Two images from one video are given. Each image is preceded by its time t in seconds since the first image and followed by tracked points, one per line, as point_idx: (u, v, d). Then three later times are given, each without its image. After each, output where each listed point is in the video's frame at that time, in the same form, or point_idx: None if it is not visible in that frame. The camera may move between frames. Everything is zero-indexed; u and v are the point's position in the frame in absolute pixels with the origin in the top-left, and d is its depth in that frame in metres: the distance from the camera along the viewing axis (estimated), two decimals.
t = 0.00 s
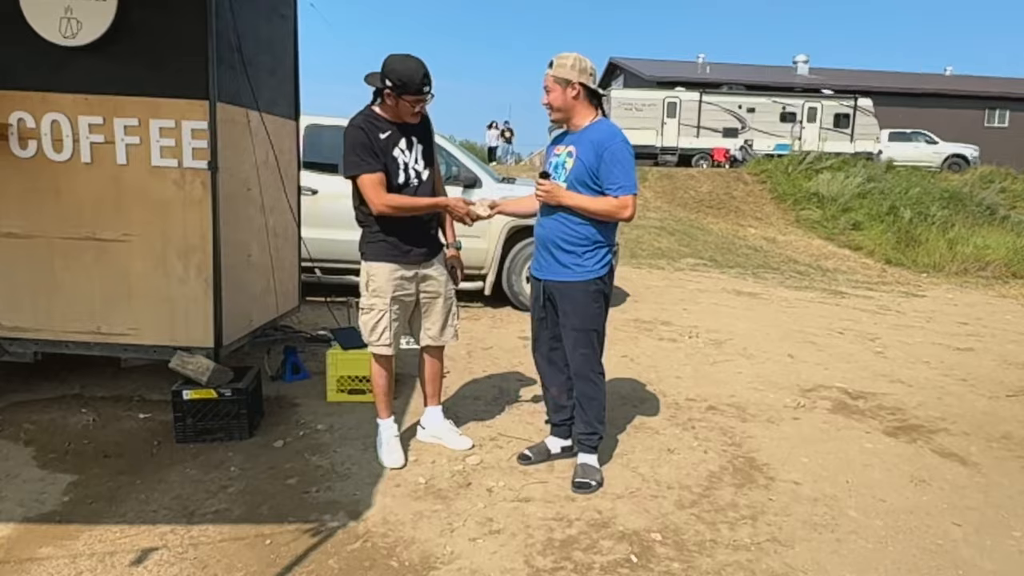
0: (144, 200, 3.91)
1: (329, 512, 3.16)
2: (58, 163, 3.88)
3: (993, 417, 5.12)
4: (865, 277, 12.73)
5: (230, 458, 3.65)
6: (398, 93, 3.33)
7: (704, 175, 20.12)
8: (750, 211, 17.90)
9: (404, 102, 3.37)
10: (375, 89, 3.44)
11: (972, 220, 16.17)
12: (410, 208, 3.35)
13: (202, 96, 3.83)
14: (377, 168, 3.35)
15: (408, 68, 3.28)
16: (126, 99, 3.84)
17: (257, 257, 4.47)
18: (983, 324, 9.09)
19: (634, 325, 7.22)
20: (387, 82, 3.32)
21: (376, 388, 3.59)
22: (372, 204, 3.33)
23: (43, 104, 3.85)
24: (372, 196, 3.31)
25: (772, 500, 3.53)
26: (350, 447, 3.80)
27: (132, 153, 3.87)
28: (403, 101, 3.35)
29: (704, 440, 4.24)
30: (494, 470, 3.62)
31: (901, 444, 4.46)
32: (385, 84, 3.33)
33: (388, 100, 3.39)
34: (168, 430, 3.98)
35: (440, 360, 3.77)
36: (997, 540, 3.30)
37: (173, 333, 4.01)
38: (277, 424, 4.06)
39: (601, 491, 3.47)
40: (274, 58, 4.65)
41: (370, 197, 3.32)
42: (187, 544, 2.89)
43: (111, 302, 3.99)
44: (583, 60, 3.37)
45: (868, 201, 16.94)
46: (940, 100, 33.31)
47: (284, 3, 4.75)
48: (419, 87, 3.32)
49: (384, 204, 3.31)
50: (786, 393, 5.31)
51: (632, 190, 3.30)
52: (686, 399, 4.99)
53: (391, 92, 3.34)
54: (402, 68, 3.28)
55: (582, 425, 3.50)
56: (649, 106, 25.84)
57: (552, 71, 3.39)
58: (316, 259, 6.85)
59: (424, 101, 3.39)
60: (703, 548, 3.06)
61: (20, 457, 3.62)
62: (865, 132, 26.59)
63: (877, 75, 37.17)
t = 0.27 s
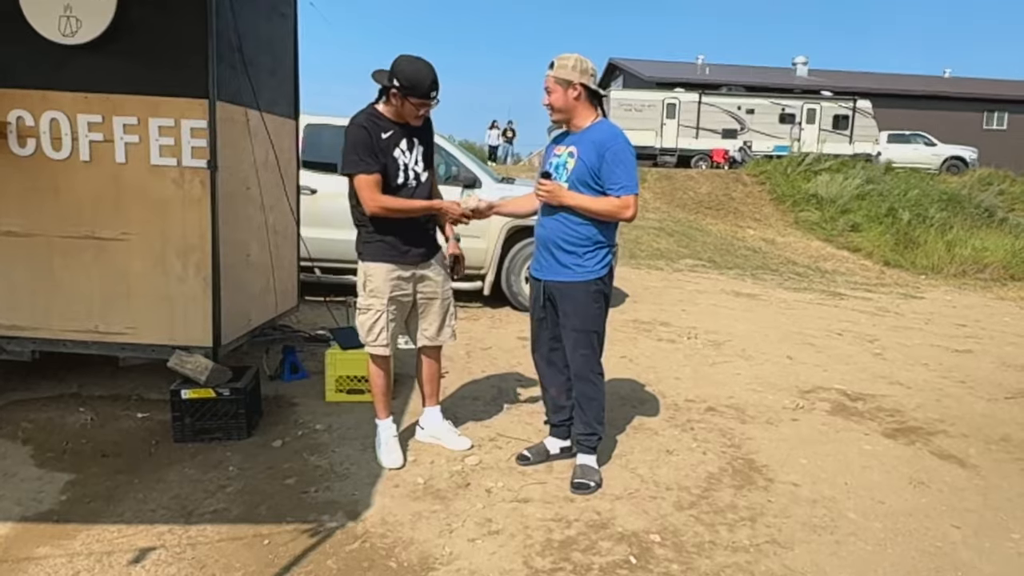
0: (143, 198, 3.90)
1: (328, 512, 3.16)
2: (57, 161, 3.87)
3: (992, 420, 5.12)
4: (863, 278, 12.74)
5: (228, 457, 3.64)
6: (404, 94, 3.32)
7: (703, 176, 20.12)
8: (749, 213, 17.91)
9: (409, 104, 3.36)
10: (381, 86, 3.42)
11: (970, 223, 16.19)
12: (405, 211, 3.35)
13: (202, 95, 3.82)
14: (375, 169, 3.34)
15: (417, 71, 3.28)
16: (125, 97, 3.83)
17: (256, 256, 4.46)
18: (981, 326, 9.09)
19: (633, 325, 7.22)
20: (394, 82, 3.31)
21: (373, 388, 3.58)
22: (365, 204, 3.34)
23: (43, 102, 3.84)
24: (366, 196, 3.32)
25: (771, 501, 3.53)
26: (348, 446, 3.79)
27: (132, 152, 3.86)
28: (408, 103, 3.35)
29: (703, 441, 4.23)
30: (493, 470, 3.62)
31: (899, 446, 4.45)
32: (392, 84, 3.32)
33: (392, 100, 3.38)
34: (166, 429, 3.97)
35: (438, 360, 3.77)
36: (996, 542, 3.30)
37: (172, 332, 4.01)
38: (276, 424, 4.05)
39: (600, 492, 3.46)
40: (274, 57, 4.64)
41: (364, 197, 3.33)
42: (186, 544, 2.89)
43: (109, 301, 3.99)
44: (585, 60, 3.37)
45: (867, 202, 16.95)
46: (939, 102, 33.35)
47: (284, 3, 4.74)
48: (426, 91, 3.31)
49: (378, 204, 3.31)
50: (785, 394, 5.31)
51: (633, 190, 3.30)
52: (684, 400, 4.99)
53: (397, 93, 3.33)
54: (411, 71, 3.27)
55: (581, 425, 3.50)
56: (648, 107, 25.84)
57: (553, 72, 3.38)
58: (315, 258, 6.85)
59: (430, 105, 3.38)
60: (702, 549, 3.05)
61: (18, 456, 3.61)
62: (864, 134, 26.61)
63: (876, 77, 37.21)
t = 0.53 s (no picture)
0: (141, 201, 3.89)
1: (327, 515, 3.15)
2: (56, 163, 3.87)
3: (988, 423, 5.14)
4: (860, 282, 12.76)
5: (226, 460, 3.64)
6: (407, 100, 3.33)
7: (700, 180, 20.16)
8: (746, 216, 17.94)
9: (411, 111, 3.37)
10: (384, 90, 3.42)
11: (966, 226, 16.24)
12: (395, 222, 3.34)
13: (201, 98, 3.82)
14: (370, 175, 3.33)
15: (422, 78, 3.29)
16: (124, 100, 3.83)
17: (254, 259, 4.46)
18: (977, 329, 9.12)
19: (631, 328, 7.22)
20: (398, 88, 3.31)
21: (372, 391, 3.58)
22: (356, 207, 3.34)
23: (41, 105, 3.83)
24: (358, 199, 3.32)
25: (769, 505, 3.54)
26: (347, 450, 3.79)
27: (130, 154, 3.86)
28: (411, 109, 3.36)
29: (701, 445, 4.24)
30: (491, 473, 3.62)
31: (896, 449, 4.47)
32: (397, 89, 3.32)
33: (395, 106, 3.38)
34: (164, 432, 3.97)
35: (434, 363, 3.77)
36: (992, 545, 3.31)
37: (170, 335, 4.00)
38: (274, 427, 4.05)
39: (599, 496, 3.47)
40: (274, 60, 4.64)
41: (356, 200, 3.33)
42: (184, 548, 2.88)
43: (107, 304, 3.98)
44: (584, 64, 3.38)
45: (863, 206, 17.00)
46: (934, 106, 33.46)
47: (283, 6, 4.75)
48: (430, 99, 3.33)
49: (369, 211, 3.30)
50: (782, 397, 5.32)
51: (632, 195, 3.31)
52: (682, 403, 5.00)
53: (400, 99, 3.34)
54: (417, 78, 3.28)
55: (580, 428, 3.50)
56: (645, 110, 25.89)
57: (554, 75, 3.39)
58: (314, 261, 6.84)
59: (432, 113, 3.39)
60: (700, 553, 3.06)
61: (15, 459, 3.60)
62: (860, 138, 26.68)
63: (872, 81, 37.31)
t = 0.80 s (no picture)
0: (138, 209, 3.89)
1: (325, 524, 3.15)
2: (52, 172, 3.86)
3: (983, 427, 5.16)
4: (853, 286, 12.81)
5: (223, 469, 3.63)
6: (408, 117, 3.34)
7: (694, 185, 20.22)
8: (740, 221, 17.99)
9: (412, 127, 3.39)
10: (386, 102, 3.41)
11: (958, 231, 16.32)
12: (382, 236, 3.34)
13: (197, 106, 3.82)
14: (364, 187, 3.32)
15: (426, 97, 3.30)
16: (120, 108, 3.83)
17: (250, 267, 4.45)
18: (971, 333, 9.17)
19: (627, 334, 7.23)
20: (401, 103, 3.32)
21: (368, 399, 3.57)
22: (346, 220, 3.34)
23: (37, 113, 3.83)
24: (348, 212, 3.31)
25: (766, 510, 3.54)
26: (344, 457, 3.78)
27: (127, 162, 3.85)
28: (411, 127, 3.37)
29: (698, 450, 4.25)
30: (489, 481, 3.62)
31: (892, 454, 4.48)
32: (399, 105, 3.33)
33: (395, 120, 3.39)
34: (160, 440, 3.95)
35: (429, 369, 3.76)
36: (989, 550, 3.32)
37: (166, 343, 3.99)
38: (271, 435, 4.04)
39: (597, 502, 3.47)
40: (270, 68, 4.65)
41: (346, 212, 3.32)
42: (182, 557, 2.87)
43: (103, 312, 3.97)
44: (576, 73, 3.41)
45: (856, 210, 17.07)
46: (925, 111, 33.66)
47: (279, 14, 4.75)
48: (431, 119, 3.34)
49: (359, 225, 3.30)
50: (778, 402, 5.33)
51: (628, 202, 3.32)
52: (679, 409, 5.00)
53: (401, 114, 3.35)
54: (420, 96, 3.30)
55: (578, 435, 3.49)
56: (639, 116, 25.96)
57: (547, 83, 3.41)
58: (310, 268, 6.83)
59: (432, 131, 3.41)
60: (699, 559, 3.06)
61: (11, 469, 3.58)
62: (852, 143, 26.81)
63: (864, 87, 37.52)
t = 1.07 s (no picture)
0: (131, 221, 3.87)
1: (322, 537, 3.12)
2: (44, 184, 3.84)
3: (977, 432, 5.18)
4: (845, 293, 12.86)
5: (218, 482, 3.60)
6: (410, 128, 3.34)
7: (685, 193, 20.29)
8: (731, 228, 18.06)
9: (413, 139, 3.39)
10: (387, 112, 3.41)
11: (947, 236, 16.43)
12: (376, 245, 3.35)
13: (191, 118, 3.81)
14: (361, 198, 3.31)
15: (429, 109, 3.31)
16: (113, 120, 3.81)
17: (244, 278, 4.44)
18: (962, 338, 9.22)
19: (621, 342, 7.23)
20: (403, 114, 3.32)
21: (363, 409, 3.56)
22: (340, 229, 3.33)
23: (29, 125, 3.80)
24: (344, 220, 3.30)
25: (764, 518, 3.54)
26: (341, 470, 3.76)
27: (120, 174, 3.84)
28: (412, 137, 3.38)
29: (695, 458, 4.24)
30: (487, 492, 3.60)
31: (888, 460, 4.49)
32: (402, 116, 3.33)
33: (396, 130, 3.39)
34: (154, 454, 3.92)
35: (417, 374, 3.73)
36: (986, 555, 3.33)
37: (159, 356, 3.97)
38: (266, 448, 4.01)
39: (595, 512, 3.46)
40: (263, 79, 4.65)
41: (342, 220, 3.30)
42: (178, 573, 2.84)
43: (96, 325, 3.94)
44: (562, 85, 3.42)
45: (846, 217, 17.17)
46: (913, 118, 33.93)
47: (273, 25, 4.76)
48: (433, 130, 3.36)
49: (354, 235, 3.29)
50: (773, 409, 5.34)
51: (620, 208, 3.31)
52: (675, 417, 5.00)
53: (403, 125, 3.35)
54: (423, 108, 3.30)
55: (575, 445, 3.49)
56: (630, 125, 26.06)
57: (533, 98, 3.44)
58: (304, 278, 6.81)
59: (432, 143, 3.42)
60: (698, 568, 3.06)
61: (2, 485, 3.54)
62: (841, 150, 26.99)
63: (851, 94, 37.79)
